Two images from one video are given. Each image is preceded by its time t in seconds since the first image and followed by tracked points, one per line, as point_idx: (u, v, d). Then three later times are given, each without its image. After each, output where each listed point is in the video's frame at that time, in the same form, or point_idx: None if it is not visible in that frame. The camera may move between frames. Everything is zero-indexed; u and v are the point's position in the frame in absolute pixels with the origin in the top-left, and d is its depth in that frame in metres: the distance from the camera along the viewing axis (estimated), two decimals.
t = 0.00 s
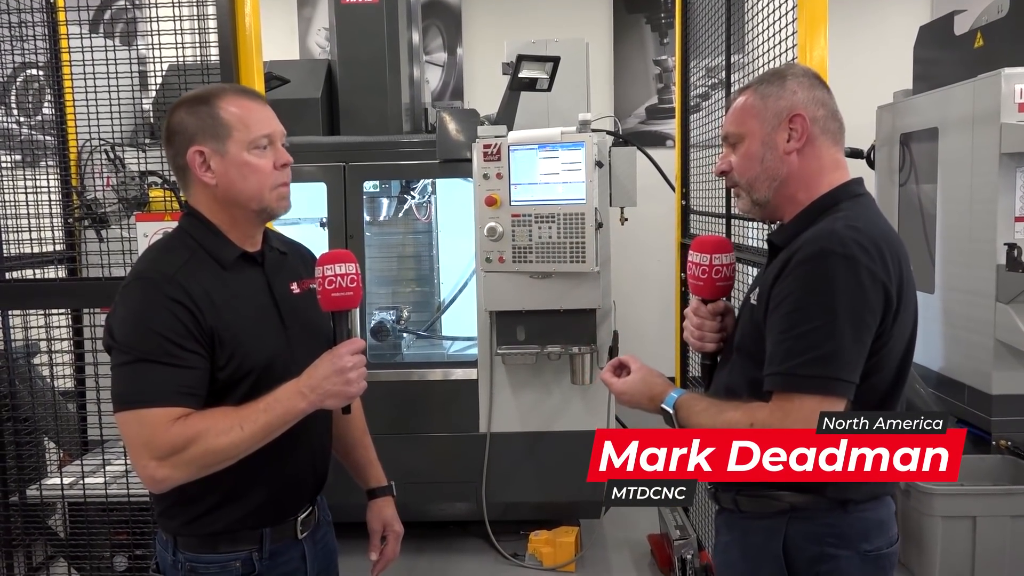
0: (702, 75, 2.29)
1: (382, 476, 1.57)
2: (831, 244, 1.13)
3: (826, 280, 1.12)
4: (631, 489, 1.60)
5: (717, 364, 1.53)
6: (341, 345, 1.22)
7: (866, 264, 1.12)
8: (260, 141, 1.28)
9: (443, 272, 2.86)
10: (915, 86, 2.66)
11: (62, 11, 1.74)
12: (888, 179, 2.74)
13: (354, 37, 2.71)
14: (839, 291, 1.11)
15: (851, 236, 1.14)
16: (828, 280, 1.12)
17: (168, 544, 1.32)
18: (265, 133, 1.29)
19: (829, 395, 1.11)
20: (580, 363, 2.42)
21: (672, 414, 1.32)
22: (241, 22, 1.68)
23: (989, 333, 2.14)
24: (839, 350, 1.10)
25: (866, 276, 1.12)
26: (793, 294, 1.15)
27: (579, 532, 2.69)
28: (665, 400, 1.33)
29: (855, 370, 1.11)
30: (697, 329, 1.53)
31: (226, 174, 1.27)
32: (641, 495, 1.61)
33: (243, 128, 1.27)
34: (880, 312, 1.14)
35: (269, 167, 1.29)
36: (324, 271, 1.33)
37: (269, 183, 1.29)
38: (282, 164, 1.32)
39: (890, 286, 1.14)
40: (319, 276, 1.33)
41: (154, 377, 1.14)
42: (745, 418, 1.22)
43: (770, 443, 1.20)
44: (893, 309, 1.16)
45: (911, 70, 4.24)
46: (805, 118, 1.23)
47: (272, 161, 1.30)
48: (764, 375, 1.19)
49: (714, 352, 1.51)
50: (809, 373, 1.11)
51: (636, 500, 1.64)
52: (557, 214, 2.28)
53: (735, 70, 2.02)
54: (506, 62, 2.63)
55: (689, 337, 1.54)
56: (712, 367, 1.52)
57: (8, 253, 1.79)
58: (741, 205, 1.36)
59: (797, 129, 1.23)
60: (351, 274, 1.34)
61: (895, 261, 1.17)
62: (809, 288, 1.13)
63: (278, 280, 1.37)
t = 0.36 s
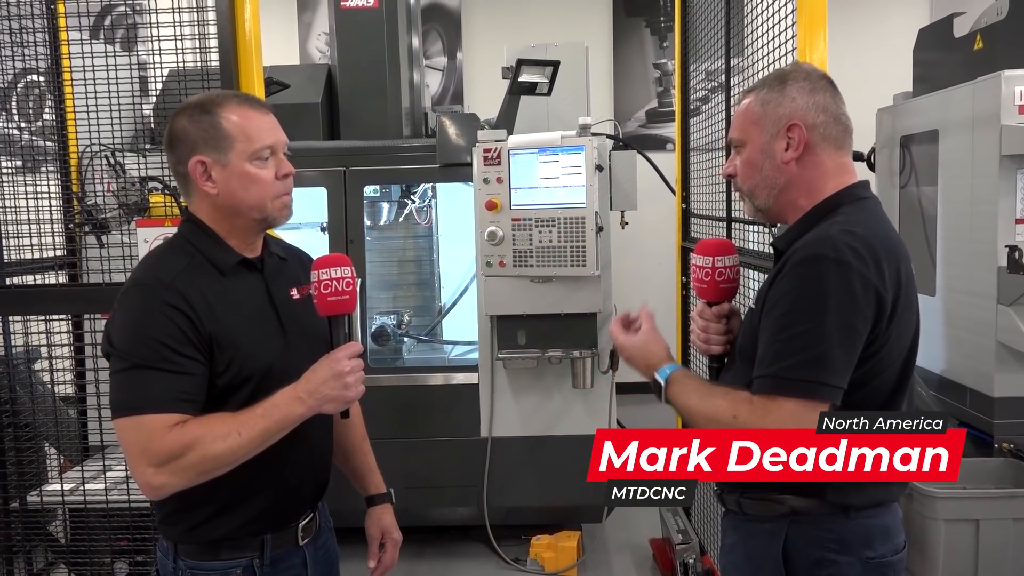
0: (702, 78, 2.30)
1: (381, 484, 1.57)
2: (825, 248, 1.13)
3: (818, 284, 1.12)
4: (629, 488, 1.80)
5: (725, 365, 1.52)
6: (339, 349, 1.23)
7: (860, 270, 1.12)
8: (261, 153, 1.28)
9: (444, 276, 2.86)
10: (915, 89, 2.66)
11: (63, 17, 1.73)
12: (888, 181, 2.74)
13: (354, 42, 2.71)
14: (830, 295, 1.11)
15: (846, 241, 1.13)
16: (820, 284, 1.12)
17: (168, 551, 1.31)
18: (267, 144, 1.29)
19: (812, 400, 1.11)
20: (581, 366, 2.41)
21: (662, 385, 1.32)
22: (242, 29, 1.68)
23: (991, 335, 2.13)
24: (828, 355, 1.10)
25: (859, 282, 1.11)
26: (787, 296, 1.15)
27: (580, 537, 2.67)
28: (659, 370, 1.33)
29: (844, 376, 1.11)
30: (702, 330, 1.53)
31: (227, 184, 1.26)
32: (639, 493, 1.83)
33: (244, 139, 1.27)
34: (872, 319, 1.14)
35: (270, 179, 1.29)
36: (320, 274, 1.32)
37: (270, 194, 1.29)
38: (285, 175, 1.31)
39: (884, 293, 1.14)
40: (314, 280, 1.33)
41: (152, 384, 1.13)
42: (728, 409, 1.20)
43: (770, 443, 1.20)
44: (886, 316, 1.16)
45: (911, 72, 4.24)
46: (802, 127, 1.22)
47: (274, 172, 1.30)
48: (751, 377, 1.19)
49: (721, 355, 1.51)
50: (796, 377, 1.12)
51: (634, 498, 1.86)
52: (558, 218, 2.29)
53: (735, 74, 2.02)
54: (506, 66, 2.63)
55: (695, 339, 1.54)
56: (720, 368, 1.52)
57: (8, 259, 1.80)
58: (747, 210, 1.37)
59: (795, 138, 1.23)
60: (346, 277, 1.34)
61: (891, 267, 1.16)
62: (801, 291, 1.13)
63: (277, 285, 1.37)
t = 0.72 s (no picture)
0: (705, 78, 2.29)
1: (389, 484, 1.56)
2: (819, 240, 1.14)
3: (800, 272, 1.13)
4: (629, 489, 1.95)
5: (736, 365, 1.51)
6: (344, 350, 1.23)
7: (845, 268, 1.12)
8: (263, 158, 1.28)
9: (448, 278, 2.86)
10: (918, 87, 2.66)
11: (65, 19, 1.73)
12: (892, 180, 2.73)
13: (357, 44, 2.72)
14: (810, 287, 1.13)
15: (841, 238, 1.14)
16: (803, 272, 1.13)
17: (174, 554, 1.31)
18: (269, 150, 1.29)
19: (749, 373, 1.14)
20: (586, 366, 2.41)
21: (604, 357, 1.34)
22: (242, 32, 1.68)
23: (997, 334, 2.13)
24: (788, 339, 1.13)
25: (841, 279, 1.12)
26: (771, 278, 1.16)
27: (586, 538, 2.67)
28: (602, 341, 1.34)
29: (798, 366, 1.14)
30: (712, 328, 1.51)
31: (228, 189, 1.27)
32: (640, 495, 1.96)
33: (246, 144, 1.27)
34: (849, 319, 1.14)
35: (271, 184, 1.29)
36: (323, 275, 1.33)
37: (269, 200, 1.29)
38: (285, 181, 1.32)
39: (867, 296, 1.13)
40: (318, 281, 1.33)
41: (158, 386, 1.13)
42: (660, 369, 1.24)
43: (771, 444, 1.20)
44: (864, 321, 1.15)
45: (914, 71, 4.24)
46: (815, 124, 1.22)
47: (275, 177, 1.30)
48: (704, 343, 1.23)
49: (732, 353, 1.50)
50: (749, 352, 1.14)
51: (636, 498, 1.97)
52: (561, 219, 2.29)
53: (737, 73, 2.02)
54: (508, 68, 2.63)
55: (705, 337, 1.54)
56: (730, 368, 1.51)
57: (13, 263, 1.82)
58: (754, 208, 1.37)
59: (807, 136, 1.23)
60: (350, 277, 1.34)
61: (885, 274, 1.14)
62: (780, 275, 1.15)
63: (280, 287, 1.37)
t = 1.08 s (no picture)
0: (711, 79, 2.29)
1: (392, 486, 1.56)
2: (827, 240, 1.13)
3: (813, 273, 1.13)
4: (629, 490, 1.85)
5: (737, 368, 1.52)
6: (351, 353, 1.22)
7: (858, 266, 1.12)
8: (272, 158, 1.28)
9: (454, 278, 2.86)
10: (926, 88, 2.65)
11: (73, 22, 1.75)
12: (899, 181, 2.73)
13: (363, 45, 2.72)
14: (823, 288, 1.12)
15: (850, 236, 1.13)
16: (814, 273, 1.13)
17: (180, 555, 1.31)
18: (277, 150, 1.29)
19: (773, 381, 1.14)
20: (591, 368, 2.43)
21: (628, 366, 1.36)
22: (250, 33, 1.69)
23: (1005, 336, 2.12)
24: (806, 341, 1.12)
25: (854, 277, 1.12)
26: (784, 283, 1.16)
27: (591, 539, 2.66)
28: (625, 352, 1.38)
29: (821, 368, 1.13)
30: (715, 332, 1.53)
31: (237, 189, 1.27)
32: (641, 494, 1.89)
33: (255, 143, 1.27)
34: (867, 318, 1.13)
35: (280, 183, 1.29)
36: (333, 278, 1.33)
37: (278, 200, 1.29)
38: (294, 180, 1.32)
39: (882, 293, 1.12)
40: (327, 284, 1.33)
41: (165, 387, 1.14)
42: (683, 381, 1.24)
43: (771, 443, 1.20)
44: (881, 318, 1.14)
45: (922, 72, 4.22)
46: (829, 118, 1.22)
47: (283, 177, 1.30)
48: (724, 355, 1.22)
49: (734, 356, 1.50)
50: (770, 359, 1.14)
51: (637, 500, 1.91)
52: (567, 220, 2.29)
53: (745, 74, 2.01)
54: (514, 69, 2.63)
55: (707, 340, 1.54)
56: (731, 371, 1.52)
57: (20, 263, 1.82)
58: (761, 203, 1.36)
59: (820, 129, 1.22)
60: (360, 281, 1.34)
61: (897, 270, 1.14)
62: (792, 279, 1.15)
63: (288, 289, 1.37)
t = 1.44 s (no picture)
0: (713, 77, 2.29)
1: (389, 484, 1.57)
2: (833, 241, 1.12)
3: (825, 278, 1.11)
4: (630, 489, 1.88)
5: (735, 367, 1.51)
6: (348, 342, 1.23)
7: (867, 266, 1.11)
8: (277, 151, 1.28)
9: (455, 275, 2.86)
10: (928, 87, 2.64)
11: (75, 15, 1.73)
12: (901, 180, 2.72)
13: (365, 40, 2.72)
14: (832, 288, 1.10)
15: (854, 235, 1.12)
16: (827, 276, 1.11)
17: (179, 549, 1.31)
18: (283, 143, 1.29)
19: (804, 390, 1.10)
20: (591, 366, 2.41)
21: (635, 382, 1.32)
22: (253, 28, 1.69)
23: (1007, 336, 2.11)
24: (830, 346, 1.09)
25: (867, 277, 1.10)
26: (791, 286, 1.15)
27: (590, 537, 2.66)
28: (630, 367, 1.33)
29: (842, 371, 1.10)
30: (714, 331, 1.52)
31: (243, 182, 1.26)
32: (641, 494, 1.90)
33: (261, 137, 1.27)
34: (876, 317, 1.12)
35: (285, 176, 1.29)
36: (328, 269, 1.33)
37: (284, 193, 1.29)
38: (299, 174, 1.32)
39: (891, 290, 1.12)
40: (322, 274, 1.33)
41: (166, 380, 1.13)
42: (709, 398, 1.19)
43: (771, 443, 1.19)
44: (891, 316, 1.13)
45: (925, 71, 4.22)
46: (826, 117, 1.21)
47: (289, 170, 1.30)
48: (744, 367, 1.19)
49: (733, 355, 1.49)
50: (794, 367, 1.11)
51: (636, 499, 1.92)
52: (568, 217, 2.28)
53: (748, 72, 2.01)
54: (516, 65, 2.62)
55: (707, 339, 1.53)
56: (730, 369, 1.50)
57: (21, 257, 1.83)
58: (761, 203, 1.36)
59: (817, 128, 1.22)
60: (354, 271, 1.34)
61: (902, 266, 1.14)
62: (798, 280, 1.14)
63: (288, 284, 1.37)
